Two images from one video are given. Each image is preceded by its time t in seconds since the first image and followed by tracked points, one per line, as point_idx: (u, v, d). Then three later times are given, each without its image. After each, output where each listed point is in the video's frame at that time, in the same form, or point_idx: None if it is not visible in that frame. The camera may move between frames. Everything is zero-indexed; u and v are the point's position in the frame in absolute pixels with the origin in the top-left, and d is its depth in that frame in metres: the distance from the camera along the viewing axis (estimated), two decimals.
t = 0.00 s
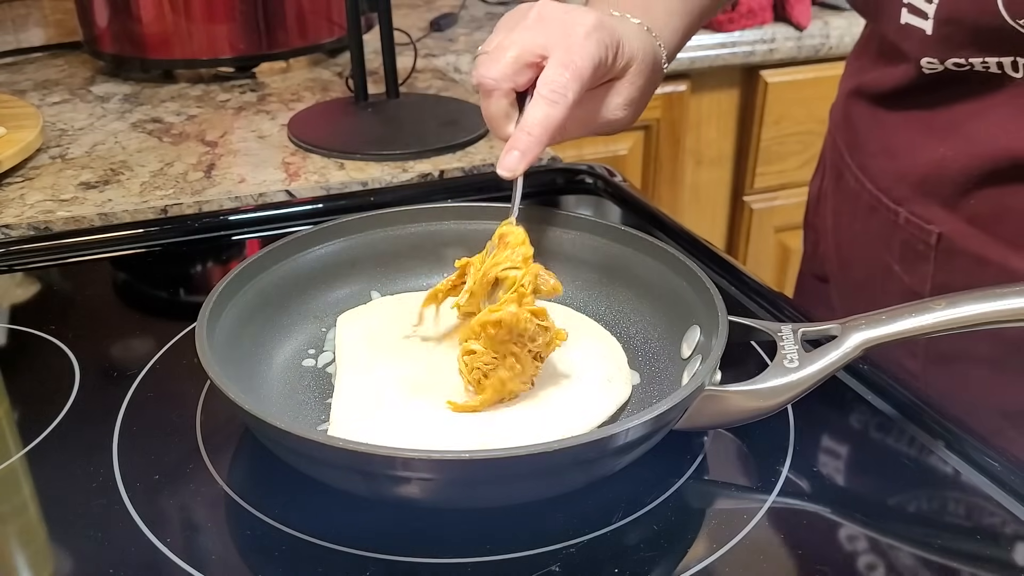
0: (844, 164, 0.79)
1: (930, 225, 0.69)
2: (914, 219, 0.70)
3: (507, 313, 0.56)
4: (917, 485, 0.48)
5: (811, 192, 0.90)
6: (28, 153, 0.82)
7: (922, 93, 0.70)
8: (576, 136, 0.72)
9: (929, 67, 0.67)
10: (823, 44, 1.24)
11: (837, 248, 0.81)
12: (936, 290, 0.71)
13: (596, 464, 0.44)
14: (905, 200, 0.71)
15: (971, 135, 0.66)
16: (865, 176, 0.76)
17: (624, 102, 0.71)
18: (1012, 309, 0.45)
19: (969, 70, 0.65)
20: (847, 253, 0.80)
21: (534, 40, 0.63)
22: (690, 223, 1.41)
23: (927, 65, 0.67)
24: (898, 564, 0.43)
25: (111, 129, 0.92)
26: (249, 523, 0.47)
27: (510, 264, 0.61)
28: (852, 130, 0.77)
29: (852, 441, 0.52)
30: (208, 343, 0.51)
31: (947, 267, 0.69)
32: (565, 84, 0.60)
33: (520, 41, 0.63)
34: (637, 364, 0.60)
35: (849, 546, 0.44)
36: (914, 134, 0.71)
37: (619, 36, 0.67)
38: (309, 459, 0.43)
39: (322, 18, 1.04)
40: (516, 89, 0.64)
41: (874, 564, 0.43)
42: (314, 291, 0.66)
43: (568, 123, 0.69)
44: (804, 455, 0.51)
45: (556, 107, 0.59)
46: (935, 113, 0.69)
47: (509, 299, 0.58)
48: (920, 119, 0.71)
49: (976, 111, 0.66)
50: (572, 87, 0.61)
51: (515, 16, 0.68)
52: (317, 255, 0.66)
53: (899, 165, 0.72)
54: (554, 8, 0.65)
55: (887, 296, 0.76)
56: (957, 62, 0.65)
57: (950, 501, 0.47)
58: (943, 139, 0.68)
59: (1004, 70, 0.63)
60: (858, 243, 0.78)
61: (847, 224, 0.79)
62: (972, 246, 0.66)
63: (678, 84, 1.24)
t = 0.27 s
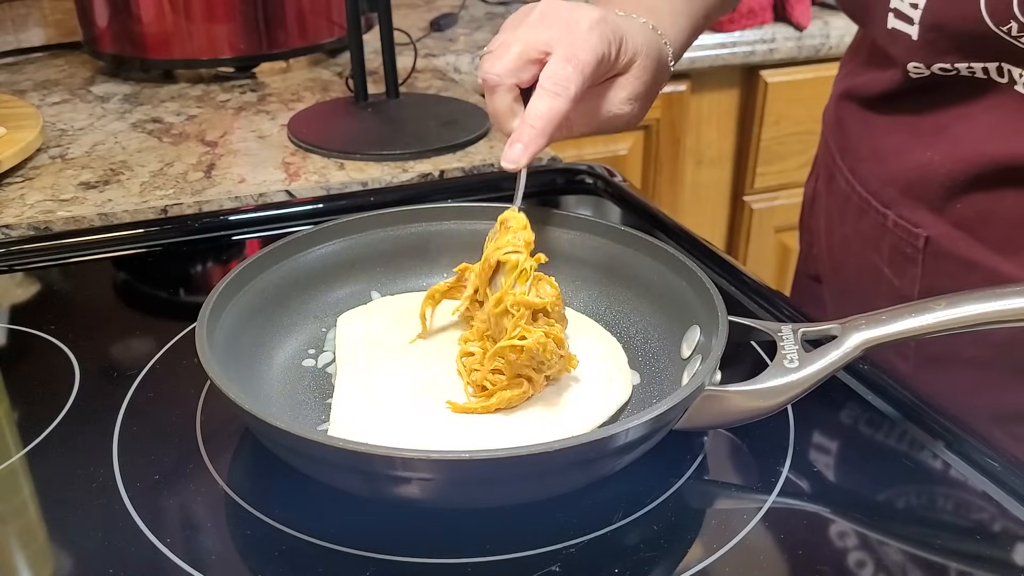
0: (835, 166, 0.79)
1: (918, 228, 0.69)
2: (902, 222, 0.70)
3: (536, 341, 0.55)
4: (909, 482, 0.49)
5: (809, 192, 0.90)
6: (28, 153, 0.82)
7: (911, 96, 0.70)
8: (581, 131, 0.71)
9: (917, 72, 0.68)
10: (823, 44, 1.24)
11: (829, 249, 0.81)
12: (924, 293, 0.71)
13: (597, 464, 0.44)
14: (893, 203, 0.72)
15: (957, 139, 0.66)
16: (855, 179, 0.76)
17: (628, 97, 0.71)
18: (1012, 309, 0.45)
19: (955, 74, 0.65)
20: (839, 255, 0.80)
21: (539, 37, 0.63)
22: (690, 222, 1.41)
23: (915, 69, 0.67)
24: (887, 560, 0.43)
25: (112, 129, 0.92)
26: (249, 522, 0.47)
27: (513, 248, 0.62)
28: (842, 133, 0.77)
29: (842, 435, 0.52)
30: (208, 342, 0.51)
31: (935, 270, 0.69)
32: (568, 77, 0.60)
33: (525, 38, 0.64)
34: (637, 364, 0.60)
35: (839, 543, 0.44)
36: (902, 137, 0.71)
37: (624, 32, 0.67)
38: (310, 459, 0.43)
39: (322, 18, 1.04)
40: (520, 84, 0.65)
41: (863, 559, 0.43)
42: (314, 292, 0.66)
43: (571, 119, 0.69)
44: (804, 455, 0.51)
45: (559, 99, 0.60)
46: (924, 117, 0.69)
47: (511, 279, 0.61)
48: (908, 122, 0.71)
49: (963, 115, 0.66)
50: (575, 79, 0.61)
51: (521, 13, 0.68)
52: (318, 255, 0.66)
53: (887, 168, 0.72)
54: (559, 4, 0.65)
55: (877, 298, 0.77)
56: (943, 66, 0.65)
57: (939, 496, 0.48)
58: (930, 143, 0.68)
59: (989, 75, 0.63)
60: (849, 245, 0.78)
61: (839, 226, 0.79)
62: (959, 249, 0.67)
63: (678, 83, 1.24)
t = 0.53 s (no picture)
0: (831, 169, 0.79)
1: (914, 231, 0.69)
2: (897, 225, 0.70)
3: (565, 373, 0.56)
4: (905, 480, 0.49)
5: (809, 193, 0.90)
6: (27, 153, 0.82)
7: (907, 99, 0.71)
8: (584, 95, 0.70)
9: (912, 74, 0.68)
10: (823, 44, 1.24)
11: (827, 250, 0.81)
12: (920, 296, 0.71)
13: (597, 464, 0.44)
14: (888, 204, 0.72)
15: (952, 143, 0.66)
16: (850, 180, 0.76)
17: (639, 55, 0.69)
18: (1011, 309, 0.45)
19: (949, 77, 0.66)
20: (836, 256, 0.80)
21: None
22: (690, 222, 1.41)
23: (909, 71, 0.68)
24: (884, 559, 0.43)
25: (112, 129, 0.92)
26: (249, 523, 0.47)
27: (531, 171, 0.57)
28: (839, 135, 0.77)
29: (839, 435, 0.52)
30: (208, 342, 0.51)
31: (930, 273, 0.69)
32: (577, 26, 0.58)
33: None
34: (637, 364, 0.60)
35: (835, 542, 0.44)
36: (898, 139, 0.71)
37: None
38: (309, 458, 0.43)
39: (322, 19, 1.04)
40: (529, 39, 0.63)
41: (859, 558, 0.43)
42: (314, 292, 0.66)
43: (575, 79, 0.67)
44: (804, 455, 0.51)
45: (570, 47, 0.57)
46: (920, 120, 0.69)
47: (526, 202, 0.57)
48: (904, 125, 0.71)
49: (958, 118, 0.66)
50: (584, 28, 0.59)
51: None
52: (318, 255, 0.66)
53: (882, 171, 0.72)
54: None
55: (874, 300, 0.77)
56: (937, 69, 0.65)
57: (934, 494, 0.48)
58: (925, 146, 0.68)
59: (983, 78, 0.64)
60: (845, 247, 0.78)
61: (836, 228, 0.79)
62: (955, 251, 0.67)
63: (678, 83, 1.24)
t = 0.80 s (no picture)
0: (833, 169, 0.79)
1: (915, 231, 0.69)
2: (898, 225, 0.71)
3: (575, 393, 0.54)
4: (905, 481, 0.49)
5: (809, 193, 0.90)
6: (27, 153, 0.82)
7: (907, 98, 0.70)
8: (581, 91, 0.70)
9: (913, 73, 0.68)
10: (823, 44, 1.24)
11: (828, 250, 0.81)
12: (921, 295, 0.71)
13: (596, 464, 0.44)
14: (888, 205, 0.72)
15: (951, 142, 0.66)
16: (851, 180, 0.76)
17: (633, 52, 0.69)
18: (1011, 309, 0.45)
19: (951, 77, 0.66)
20: (838, 256, 0.80)
21: None
22: (690, 222, 1.41)
23: (911, 71, 0.68)
24: (884, 559, 0.43)
25: (111, 129, 0.92)
26: (249, 522, 0.47)
27: (529, 205, 0.60)
28: (840, 135, 0.77)
29: (840, 436, 0.52)
30: (209, 342, 0.51)
31: (931, 273, 0.69)
32: (572, 33, 0.58)
33: None
34: (637, 364, 0.60)
35: (835, 542, 0.44)
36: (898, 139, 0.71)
37: None
38: (309, 458, 0.43)
39: (322, 19, 1.04)
40: (524, 40, 0.62)
41: (860, 558, 0.43)
42: (314, 292, 0.66)
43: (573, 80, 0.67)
44: (805, 455, 0.51)
45: (564, 55, 0.58)
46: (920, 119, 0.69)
47: (526, 236, 0.60)
48: (905, 125, 0.71)
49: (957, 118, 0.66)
50: (580, 36, 0.59)
51: None
52: (319, 255, 0.66)
53: (883, 170, 0.72)
54: None
55: (875, 301, 0.77)
56: (938, 68, 0.65)
57: (933, 495, 0.48)
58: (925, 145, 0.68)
59: (985, 78, 0.63)
60: (846, 247, 0.78)
61: (836, 228, 0.79)
62: (954, 252, 0.67)
63: (678, 83, 1.24)
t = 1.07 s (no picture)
0: (835, 170, 0.79)
1: (916, 233, 0.69)
2: (899, 227, 0.71)
3: (575, 395, 0.54)
4: (905, 483, 0.49)
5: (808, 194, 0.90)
6: (27, 153, 0.82)
7: (908, 99, 0.70)
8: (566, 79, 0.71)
9: (914, 72, 0.68)
10: (823, 44, 1.24)
11: (829, 251, 0.81)
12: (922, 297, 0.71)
13: (596, 463, 0.44)
14: (889, 206, 0.72)
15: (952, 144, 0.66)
16: (852, 182, 0.76)
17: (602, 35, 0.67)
18: (1010, 309, 0.45)
19: (952, 76, 0.66)
20: (839, 257, 0.80)
21: None
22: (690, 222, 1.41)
23: (911, 69, 0.67)
24: (885, 560, 0.43)
25: (111, 129, 0.92)
26: (249, 522, 0.47)
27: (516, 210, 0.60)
28: (841, 136, 0.77)
29: (840, 440, 0.52)
30: (209, 342, 0.51)
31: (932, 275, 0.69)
32: (507, 9, 0.60)
33: None
34: (637, 364, 0.60)
35: (838, 546, 0.44)
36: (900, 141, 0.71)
37: None
38: (309, 458, 0.43)
39: (322, 19, 1.04)
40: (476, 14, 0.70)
41: (862, 562, 0.43)
42: (314, 292, 0.66)
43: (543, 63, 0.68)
44: (804, 455, 0.51)
45: (500, 31, 0.61)
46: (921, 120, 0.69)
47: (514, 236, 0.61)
48: (906, 126, 0.71)
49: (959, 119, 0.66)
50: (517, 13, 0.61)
51: None
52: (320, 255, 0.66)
53: (884, 172, 0.72)
54: None
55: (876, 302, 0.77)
56: (939, 68, 0.65)
57: (935, 497, 0.47)
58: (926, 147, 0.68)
59: (985, 78, 0.63)
60: (848, 249, 0.78)
61: (837, 229, 0.79)
62: (956, 254, 0.67)
63: (678, 83, 1.24)
